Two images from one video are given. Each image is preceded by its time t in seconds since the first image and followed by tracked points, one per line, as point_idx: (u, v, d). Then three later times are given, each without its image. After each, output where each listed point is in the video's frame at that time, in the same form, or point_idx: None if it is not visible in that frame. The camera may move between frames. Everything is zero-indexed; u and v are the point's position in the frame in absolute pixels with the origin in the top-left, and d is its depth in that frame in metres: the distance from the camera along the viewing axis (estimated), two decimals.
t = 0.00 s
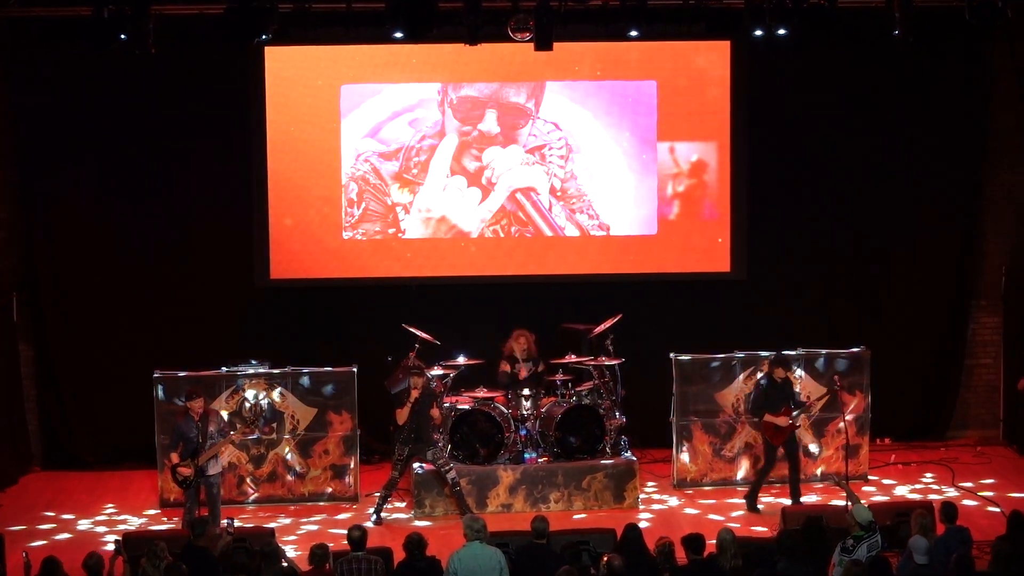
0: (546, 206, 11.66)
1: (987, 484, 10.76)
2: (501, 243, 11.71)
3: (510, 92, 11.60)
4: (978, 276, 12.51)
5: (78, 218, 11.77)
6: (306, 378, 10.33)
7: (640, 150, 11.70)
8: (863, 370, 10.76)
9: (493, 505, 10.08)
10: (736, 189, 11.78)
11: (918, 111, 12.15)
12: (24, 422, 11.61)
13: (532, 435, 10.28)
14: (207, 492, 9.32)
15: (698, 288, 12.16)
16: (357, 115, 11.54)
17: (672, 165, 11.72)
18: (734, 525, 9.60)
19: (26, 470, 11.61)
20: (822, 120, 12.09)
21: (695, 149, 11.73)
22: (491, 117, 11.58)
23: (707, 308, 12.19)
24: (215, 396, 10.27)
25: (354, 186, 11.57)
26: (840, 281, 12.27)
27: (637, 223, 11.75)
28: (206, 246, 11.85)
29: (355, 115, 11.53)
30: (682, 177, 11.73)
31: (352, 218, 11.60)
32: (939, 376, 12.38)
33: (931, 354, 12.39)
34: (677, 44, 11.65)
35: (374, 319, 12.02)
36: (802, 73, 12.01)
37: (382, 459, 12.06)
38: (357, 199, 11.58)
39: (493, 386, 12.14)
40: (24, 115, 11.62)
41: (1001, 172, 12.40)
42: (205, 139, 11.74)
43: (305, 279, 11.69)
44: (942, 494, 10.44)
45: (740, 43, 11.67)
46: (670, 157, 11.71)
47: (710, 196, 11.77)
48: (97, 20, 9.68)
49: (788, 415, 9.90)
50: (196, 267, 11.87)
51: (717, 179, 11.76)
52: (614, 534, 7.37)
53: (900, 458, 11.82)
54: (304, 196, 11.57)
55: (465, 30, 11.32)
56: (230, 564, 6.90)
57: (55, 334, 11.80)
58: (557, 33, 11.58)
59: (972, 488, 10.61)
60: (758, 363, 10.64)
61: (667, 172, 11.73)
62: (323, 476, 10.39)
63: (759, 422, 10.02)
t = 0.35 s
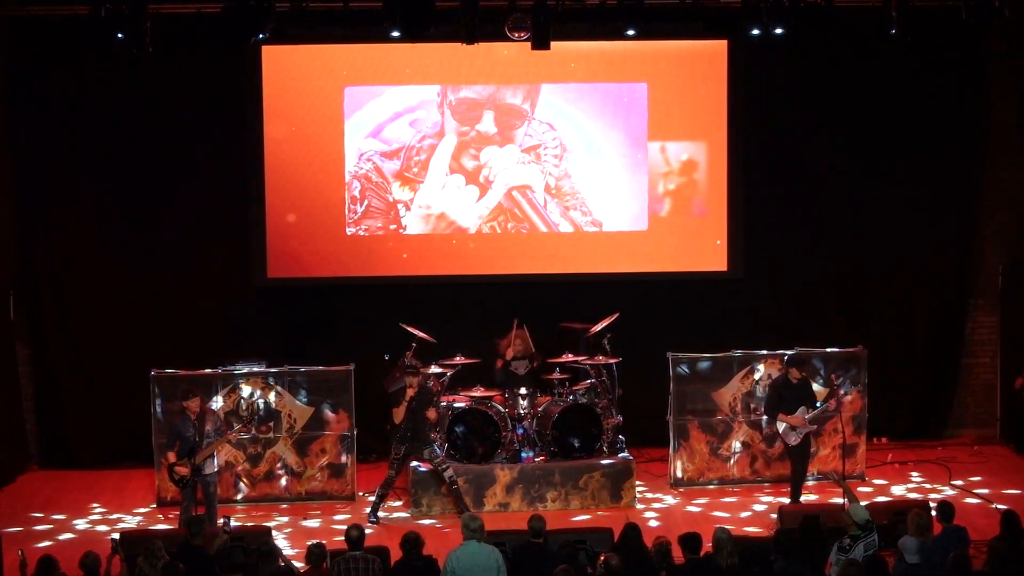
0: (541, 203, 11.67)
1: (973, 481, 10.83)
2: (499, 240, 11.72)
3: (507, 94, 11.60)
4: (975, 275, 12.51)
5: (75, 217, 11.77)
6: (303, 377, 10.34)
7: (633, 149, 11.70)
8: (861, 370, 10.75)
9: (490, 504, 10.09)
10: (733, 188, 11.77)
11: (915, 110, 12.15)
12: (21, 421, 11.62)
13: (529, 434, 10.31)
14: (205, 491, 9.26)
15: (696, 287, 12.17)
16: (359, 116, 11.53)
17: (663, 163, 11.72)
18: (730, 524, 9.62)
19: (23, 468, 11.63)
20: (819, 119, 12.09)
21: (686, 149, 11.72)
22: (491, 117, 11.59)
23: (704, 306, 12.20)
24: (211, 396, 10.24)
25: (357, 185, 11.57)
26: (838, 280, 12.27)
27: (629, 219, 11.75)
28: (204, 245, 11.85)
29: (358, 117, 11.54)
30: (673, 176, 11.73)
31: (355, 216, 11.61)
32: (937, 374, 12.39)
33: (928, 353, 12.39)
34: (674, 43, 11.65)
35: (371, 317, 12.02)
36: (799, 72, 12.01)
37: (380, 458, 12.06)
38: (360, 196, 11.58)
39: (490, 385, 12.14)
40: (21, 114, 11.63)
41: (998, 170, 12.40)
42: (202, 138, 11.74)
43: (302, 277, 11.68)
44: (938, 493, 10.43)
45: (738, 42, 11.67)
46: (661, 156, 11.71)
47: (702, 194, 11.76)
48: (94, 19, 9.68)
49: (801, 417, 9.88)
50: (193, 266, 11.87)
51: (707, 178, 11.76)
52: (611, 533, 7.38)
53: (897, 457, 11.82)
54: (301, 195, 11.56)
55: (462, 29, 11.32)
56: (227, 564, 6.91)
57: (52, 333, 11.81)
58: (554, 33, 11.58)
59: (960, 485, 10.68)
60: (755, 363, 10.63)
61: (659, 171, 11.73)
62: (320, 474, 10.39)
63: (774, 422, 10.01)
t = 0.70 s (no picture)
0: (538, 203, 11.68)
1: (966, 481, 10.87)
2: (496, 240, 11.72)
3: (505, 96, 11.60)
4: (973, 276, 12.51)
5: (73, 216, 11.77)
6: (301, 377, 10.34)
7: (629, 150, 11.70)
8: (858, 370, 10.76)
9: (488, 505, 10.09)
10: (731, 188, 11.76)
11: (914, 110, 12.14)
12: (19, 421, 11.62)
13: (527, 434, 10.22)
14: (202, 492, 9.26)
15: (694, 287, 12.17)
16: (360, 118, 11.52)
17: (659, 164, 11.73)
18: (728, 525, 9.61)
19: (21, 468, 11.63)
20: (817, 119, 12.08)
21: (681, 149, 11.73)
22: (489, 118, 11.59)
23: (702, 307, 12.19)
24: (209, 395, 10.27)
25: (358, 184, 11.56)
26: (836, 281, 12.27)
27: (625, 218, 11.75)
28: (202, 245, 11.85)
29: (359, 118, 11.52)
30: (669, 176, 11.74)
31: (354, 215, 11.60)
32: (935, 375, 12.39)
33: (926, 353, 12.39)
34: (672, 44, 11.64)
35: (369, 318, 12.02)
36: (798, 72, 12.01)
37: (378, 459, 12.06)
38: (360, 196, 11.58)
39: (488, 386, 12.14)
40: (19, 114, 11.63)
41: (997, 170, 12.40)
42: (200, 138, 11.74)
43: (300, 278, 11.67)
44: (935, 494, 10.43)
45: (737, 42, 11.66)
46: (657, 156, 11.72)
47: (698, 193, 11.76)
48: (92, 19, 9.68)
49: (808, 420, 9.99)
50: (191, 266, 11.87)
51: (702, 178, 11.76)
52: (609, 534, 7.38)
53: (895, 458, 11.82)
54: (300, 195, 11.55)
55: (460, 30, 11.31)
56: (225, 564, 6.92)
57: (50, 333, 11.82)
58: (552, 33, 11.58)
59: (953, 485, 10.72)
60: (753, 364, 10.61)
61: (654, 171, 11.74)
62: (318, 475, 10.39)
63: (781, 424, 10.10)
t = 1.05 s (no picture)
0: (535, 204, 11.68)
1: (960, 480, 10.92)
2: (494, 241, 11.72)
3: (502, 96, 11.59)
4: (970, 277, 12.52)
5: (70, 217, 11.76)
6: (298, 378, 10.33)
7: (626, 150, 11.70)
8: (856, 371, 10.75)
9: (486, 505, 10.09)
10: (728, 188, 11.76)
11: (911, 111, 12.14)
12: (16, 422, 11.62)
13: (525, 435, 10.28)
14: (200, 493, 9.26)
15: (691, 288, 12.17)
16: (358, 119, 11.53)
17: (655, 164, 11.72)
18: (725, 527, 9.59)
19: (18, 469, 11.63)
20: (815, 120, 12.08)
21: (677, 150, 11.71)
22: (486, 118, 11.58)
23: (700, 308, 12.19)
24: (206, 396, 10.24)
25: (357, 185, 11.57)
26: (833, 282, 12.27)
27: (620, 218, 11.75)
28: (198, 246, 11.85)
29: (357, 119, 11.53)
30: (666, 176, 11.73)
31: (353, 215, 11.61)
32: (932, 376, 12.39)
33: (924, 354, 12.38)
34: (669, 45, 11.64)
35: (367, 319, 12.02)
36: (795, 73, 12.01)
37: (375, 459, 12.06)
38: (359, 196, 11.59)
39: (485, 387, 12.14)
40: (16, 115, 11.62)
41: (994, 171, 12.40)
42: (197, 139, 11.74)
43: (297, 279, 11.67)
44: (934, 494, 10.44)
45: (734, 43, 11.65)
46: (654, 157, 11.71)
47: (695, 194, 11.76)
48: (90, 19, 9.69)
49: (813, 425, 9.70)
50: (188, 267, 11.86)
51: (699, 178, 11.76)
52: (607, 535, 7.37)
53: (893, 458, 11.83)
54: (297, 196, 11.55)
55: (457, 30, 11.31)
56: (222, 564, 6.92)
57: (47, 333, 11.82)
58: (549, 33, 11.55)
59: (947, 484, 10.76)
60: (750, 364, 10.61)
61: (650, 172, 11.73)
62: (315, 476, 10.39)
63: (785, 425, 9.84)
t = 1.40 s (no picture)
0: (533, 205, 11.68)
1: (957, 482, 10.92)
2: (493, 242, 11.72)
3: (501, 99, 11.60)
4: (969, 279, 12.51)
5: (69, 219, 11.76)
6: (296, 380, 10.33)
7: (624, 152, 11.70)
8: (855, 373, 10.74)
9: (485, 507, 10.08)
10: (727, 190, 11.76)
11: (910, 113, 12.15)
12: (14, 423, 11.61)
13: (524, 437, 10.31)
14: (198, 494, 9.29)
15: (691, 290, 12.17)
16: (359, 121, 11.54)
17: (653, 167, 11.73)
18: (724, 530, 9.56)
19: (16, 471, 11.62)
20: (814, 122, 12.09)
21: (675, 152, 11.72)
22: (486, 121, 11.59)
23: (699, 310, 12.19)
24: (206, 397, 10.28)
25: (356, 187, 11.59)
26: (832, 284, 12.27)
27: (618, 220, 11.75)
28: (197, 247, 11.85)
29: (357, 121, 11.54)
30: (665, 178, 11.74)
31: (353, 217, 11.62)
32: (931, 378, 12.39)
33: (923, 356, 12.38)
34: (669, 47, 11.65)
35: (365, 320, 12.01)
36: (794, 75, 12.01)
37: (373, 461, 12.05)
38: (358, 198, 11.60)
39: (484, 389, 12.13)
40: (15, 116, 11.61)
41: (992, 173, 12.40)
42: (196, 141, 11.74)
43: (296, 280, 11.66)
44: (933, 496, 10.44)
45: (733, 45, 11.66)
46: (652, 159, 11.72)
47: (693, 196, 11.76)
48: (89, 20, 9.71)
49: (820, 427, 9.74)
50: (187, 268, 11.86)
51: (697, 180, 11.76)
52: (606, 536, 7.36)
53: (891, 460, 11.84)
54: (296, 198, 11.55)
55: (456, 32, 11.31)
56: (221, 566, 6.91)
57: (46, 335, 11.81)
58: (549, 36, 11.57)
59: (944, 487, 10.77)
60: (750, 366, 10.62)
61: (648, 174, 11.74)
62: (314, 478, 10.39)
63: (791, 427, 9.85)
